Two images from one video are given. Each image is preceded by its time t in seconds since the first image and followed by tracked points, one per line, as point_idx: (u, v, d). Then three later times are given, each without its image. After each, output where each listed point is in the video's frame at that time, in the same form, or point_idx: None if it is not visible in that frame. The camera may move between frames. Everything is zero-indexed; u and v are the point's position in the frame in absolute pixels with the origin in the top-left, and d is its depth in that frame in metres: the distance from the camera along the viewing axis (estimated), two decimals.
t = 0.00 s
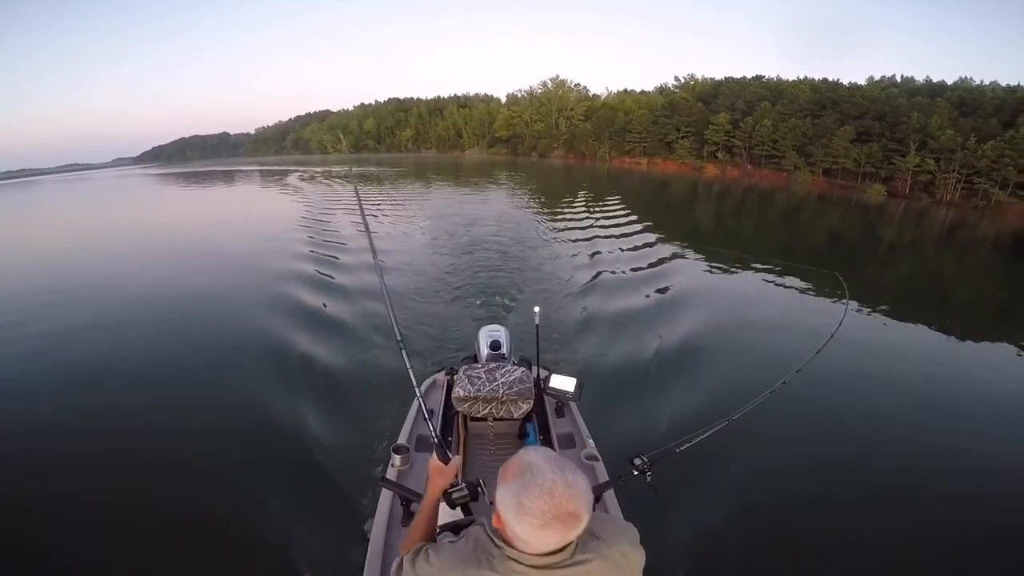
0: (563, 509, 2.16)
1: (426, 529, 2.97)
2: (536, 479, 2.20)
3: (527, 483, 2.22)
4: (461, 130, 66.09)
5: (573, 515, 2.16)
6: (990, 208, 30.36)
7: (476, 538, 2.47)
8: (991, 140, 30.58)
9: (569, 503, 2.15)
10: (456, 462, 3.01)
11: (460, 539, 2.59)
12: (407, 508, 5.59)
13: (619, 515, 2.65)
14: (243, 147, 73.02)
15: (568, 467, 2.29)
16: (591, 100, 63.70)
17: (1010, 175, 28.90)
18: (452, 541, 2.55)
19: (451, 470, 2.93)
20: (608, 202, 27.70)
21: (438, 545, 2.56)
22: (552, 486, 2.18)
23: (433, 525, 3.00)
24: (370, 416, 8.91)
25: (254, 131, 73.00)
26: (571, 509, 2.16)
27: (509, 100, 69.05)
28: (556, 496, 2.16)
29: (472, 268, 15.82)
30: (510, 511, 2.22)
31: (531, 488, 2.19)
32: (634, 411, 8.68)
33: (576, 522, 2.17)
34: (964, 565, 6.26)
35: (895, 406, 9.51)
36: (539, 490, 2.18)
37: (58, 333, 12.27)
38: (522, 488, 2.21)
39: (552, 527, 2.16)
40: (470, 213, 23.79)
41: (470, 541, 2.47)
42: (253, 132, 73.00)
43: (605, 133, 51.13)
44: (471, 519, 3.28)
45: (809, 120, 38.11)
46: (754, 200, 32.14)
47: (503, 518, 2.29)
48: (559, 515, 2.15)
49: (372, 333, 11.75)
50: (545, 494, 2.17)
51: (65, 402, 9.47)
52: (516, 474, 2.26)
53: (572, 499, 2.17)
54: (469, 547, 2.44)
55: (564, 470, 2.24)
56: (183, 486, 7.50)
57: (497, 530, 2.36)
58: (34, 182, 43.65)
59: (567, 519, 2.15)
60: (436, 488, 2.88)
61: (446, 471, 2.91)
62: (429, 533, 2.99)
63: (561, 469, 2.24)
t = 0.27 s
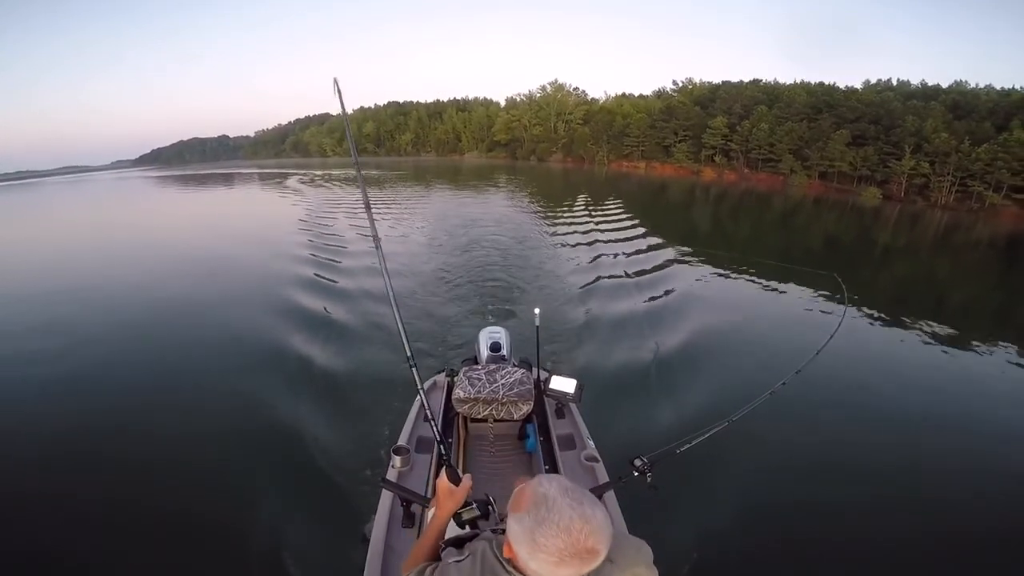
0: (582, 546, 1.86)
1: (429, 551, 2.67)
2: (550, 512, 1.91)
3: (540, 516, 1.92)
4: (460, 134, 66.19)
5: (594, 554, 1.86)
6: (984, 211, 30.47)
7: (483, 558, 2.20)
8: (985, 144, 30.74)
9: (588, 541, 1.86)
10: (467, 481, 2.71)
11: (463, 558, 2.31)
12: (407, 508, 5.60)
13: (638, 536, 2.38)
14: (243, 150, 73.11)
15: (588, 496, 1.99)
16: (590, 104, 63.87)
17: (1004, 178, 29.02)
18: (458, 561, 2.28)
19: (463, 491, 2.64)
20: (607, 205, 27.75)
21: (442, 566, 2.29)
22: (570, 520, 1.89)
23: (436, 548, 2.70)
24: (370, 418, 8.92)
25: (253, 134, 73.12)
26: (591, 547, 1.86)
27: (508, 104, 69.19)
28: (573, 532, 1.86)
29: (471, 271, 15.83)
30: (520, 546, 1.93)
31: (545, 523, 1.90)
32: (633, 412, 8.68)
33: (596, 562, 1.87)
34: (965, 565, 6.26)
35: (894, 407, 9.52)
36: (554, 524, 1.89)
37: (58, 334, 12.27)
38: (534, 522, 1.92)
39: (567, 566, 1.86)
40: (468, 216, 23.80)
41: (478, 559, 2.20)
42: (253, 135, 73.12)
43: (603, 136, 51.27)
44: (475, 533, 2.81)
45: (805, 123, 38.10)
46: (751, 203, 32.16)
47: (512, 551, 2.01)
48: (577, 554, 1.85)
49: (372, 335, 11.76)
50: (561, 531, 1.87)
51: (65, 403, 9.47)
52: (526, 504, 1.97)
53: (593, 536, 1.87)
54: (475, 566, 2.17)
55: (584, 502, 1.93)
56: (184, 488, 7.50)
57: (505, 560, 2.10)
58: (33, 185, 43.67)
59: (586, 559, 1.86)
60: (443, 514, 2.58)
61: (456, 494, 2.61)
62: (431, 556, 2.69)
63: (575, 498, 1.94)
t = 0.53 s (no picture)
0: (578, 560, 1.87)
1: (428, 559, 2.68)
2: (546, 527, 1.91)
3: (536, 529, 1.93)
4: (458, 139, 66.33)
5: (589, 569, 1.87)
6: (979, 208, 30.49)
7: (481, 566, 2.26)
8: (978, 142, 30.83)
9: (584, 556, 1.86)
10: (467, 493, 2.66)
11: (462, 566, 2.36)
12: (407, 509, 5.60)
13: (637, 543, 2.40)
14: (242, 158, 73.28)
15: (585, 509, 1.99)
16: (587, 107, 64.06)
17: (998, 175, 29.06)
18: (456, 570, 2.33)
19: (462, 502, 2.60)
20: (604, 208, 27.81)
21: None
22: (566, 534, 1.89)
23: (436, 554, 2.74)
24: (370, 420, 8.94)
25: (252, 141, 73.28)
26: (587, 562, 1.87)
27: (505, 108, 69.39)
28: (569, 547, 1.87)
29: (470, 274, 15.86)
30: (516, 559, 1.95)
31: (541, 537, 1.91)
32: (634, 413, 8.70)
33: None
34: (966, 566, 6.25)
35: (893, 407, 9.53)
36: (550, 537, 1.89)
37: (58, 341, 12.28)
38: (530, 535, 1.93)
39: None
40: (466, 220, 23.86)
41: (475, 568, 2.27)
42: (252, 142, 73.28)
43: (600, 140, 51.43)
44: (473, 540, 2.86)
45: (800, 124, 38.28)
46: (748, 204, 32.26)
47: (508, 561, 2.03)
48: (572, 569, 1.86)
49: (371, 339, 11.78)
50: (557, 545, 1.88)
51: (65, 410, 9.47)
52: (523, 516, 1.98)
53: (589, 551, 1.87)
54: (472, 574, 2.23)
55: (581, 517, 1.93)
56: (184, 492, 7.50)
57: (503, 570, 2.12)
58: (32, 193, 43.74)
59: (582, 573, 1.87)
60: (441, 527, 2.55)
61: (455, 507, 2.57)
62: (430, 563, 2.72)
63: (572, 509, 1.95)
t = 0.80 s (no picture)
0: (569, 566, 1.86)
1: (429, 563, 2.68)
2: (540, 530, 1.91)
3: (529, 533, 1.92)
4: (457, 140, 66.32)
5: None
6: (976, 202, 30.48)
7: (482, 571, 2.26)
8: (973, 137, 30.90)
9: (575, 562, 1.84)
10: (469, 499, 2.60)
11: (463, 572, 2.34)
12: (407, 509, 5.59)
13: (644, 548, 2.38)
14: (241, 161, 73.32)
15: (580, 513, 1.97)
16: (585, 107, 64.08)
17: (994, 170, 29.10)
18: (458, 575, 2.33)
19: (464, 507, 2.54)
20: (603, 207, 27.84)
21: None
22: (558, 539, 1.87)
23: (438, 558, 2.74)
24: (370, 421, 8.95)
25: (251, 143, 73.36)
26: (578, 568, 1.85)
27: (503, 108, 69.45)
28: (560, 552, 1.85)
29: (470, 274, 15.88)
30: (509, 562, 1.95)
31: (533, 541, 1.90)
32: (635, 412, 8.70)
33: None
34: (968, 565, 6.24)
35: (894, 406, 9.52)
36: (541, 541, 1.89)
37: (58, 345, 12.29)
38: (523, 539, 1.92)
39: None
40: (465, 220, 23.86)
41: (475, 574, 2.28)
42: (251, 144, 73.36)
43: (598, 140, 51.51)
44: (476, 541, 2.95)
45: (797, 120, 38.33)
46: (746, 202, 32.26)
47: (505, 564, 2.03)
48: None
49: (371, 339, 11.79)
50: (548, 550, 1.86)
51: (65, 414, 9.48)
52: (517, 519, 1.98)
53: (580, 557, 1.86)
54: None
55: (574, 522, 1.91)
56: (185, 494, 7.50)
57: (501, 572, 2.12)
58: (32, 198, 43.75)
59: None
60: (443, 534, 2.48)
61: (457, 513, 2.50)
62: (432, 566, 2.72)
63: (566, 512, 1.94)
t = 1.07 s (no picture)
0: (569, 566, 1.85)
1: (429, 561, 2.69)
2: (538, 531, 1.90)
3: (526, 534, 1.92)
4: (456, 140, 66.35)
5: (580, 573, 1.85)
6: (973, 197, 30.50)
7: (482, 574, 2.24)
8: (969, 132, 30.91)
9: (574, 561, 1.84)
10: (469, 499, 2.62)
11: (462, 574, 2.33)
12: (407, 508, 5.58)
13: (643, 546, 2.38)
14: (241, 163, 73.32)
15: (577, 513, 1.97)
16: (584, 106, 64.10)
17: (990, 165, 29.13)
18: None
19: (464, 507, 2.54)
20: (601, 206, 27.85)
21: None
22: (556, 539, 1.87)
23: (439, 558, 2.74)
24: (370, 421, 8.95)
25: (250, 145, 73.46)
26: (578, 567, 1.85)
27: (502, 108, 69.49)
28: (558, 553, 1.85)
29: (470, 274, 15.90)
30: (509, 564, 1.95)
31: (531, 541, 1.90)
32: (635, 411, 8.71)
33: None
34: (970, 564, 6.21)
35: (895, 404, 9.51)
36: (539, 542, 1.88)
37: (58, 348, 12.28)
38: (520, 539, 1.93)
39: None
40: (464, 220, 23.88)
41: None
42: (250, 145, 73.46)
43: (597, 139, 51.55)
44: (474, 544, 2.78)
45: (794, 118, 38.33)
46: (744, 199, 32.26)
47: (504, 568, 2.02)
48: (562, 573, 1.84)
49: (371, 340, 11.79)
50: (546, 550, 1.86)
51: (65, 417, 9.47)
52: (516, 521, 1.98)
53: (579, 555, 1.86)
54: None
55: (571, 521, 1.91)
56: (185, 496, 7.49)
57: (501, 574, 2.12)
58: (31, 202, 43.75)
59: None
60: (444, 531, 2.49)
61: (458, 512, 2.51)
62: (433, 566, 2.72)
63: (563, 512, 1.94)
